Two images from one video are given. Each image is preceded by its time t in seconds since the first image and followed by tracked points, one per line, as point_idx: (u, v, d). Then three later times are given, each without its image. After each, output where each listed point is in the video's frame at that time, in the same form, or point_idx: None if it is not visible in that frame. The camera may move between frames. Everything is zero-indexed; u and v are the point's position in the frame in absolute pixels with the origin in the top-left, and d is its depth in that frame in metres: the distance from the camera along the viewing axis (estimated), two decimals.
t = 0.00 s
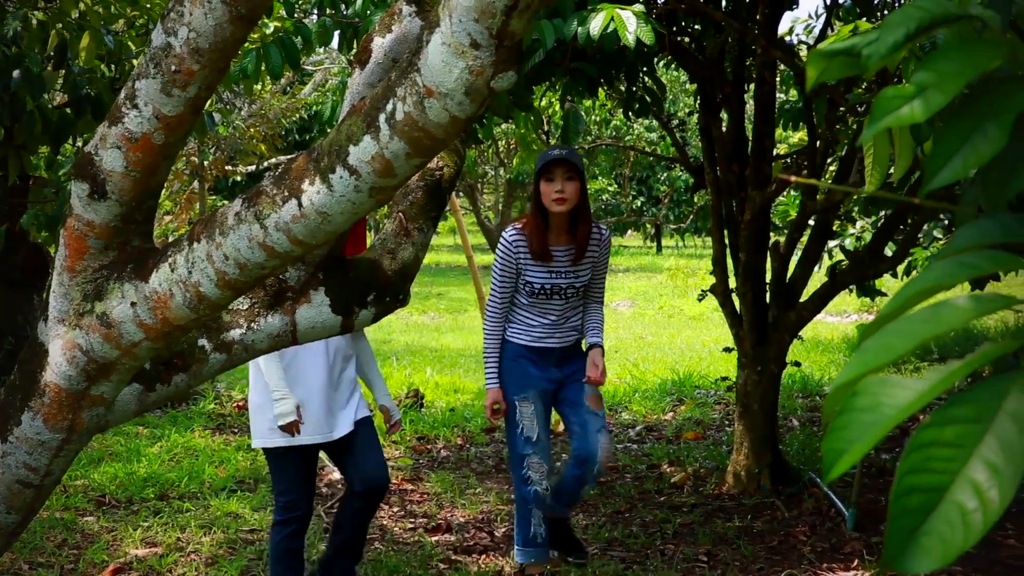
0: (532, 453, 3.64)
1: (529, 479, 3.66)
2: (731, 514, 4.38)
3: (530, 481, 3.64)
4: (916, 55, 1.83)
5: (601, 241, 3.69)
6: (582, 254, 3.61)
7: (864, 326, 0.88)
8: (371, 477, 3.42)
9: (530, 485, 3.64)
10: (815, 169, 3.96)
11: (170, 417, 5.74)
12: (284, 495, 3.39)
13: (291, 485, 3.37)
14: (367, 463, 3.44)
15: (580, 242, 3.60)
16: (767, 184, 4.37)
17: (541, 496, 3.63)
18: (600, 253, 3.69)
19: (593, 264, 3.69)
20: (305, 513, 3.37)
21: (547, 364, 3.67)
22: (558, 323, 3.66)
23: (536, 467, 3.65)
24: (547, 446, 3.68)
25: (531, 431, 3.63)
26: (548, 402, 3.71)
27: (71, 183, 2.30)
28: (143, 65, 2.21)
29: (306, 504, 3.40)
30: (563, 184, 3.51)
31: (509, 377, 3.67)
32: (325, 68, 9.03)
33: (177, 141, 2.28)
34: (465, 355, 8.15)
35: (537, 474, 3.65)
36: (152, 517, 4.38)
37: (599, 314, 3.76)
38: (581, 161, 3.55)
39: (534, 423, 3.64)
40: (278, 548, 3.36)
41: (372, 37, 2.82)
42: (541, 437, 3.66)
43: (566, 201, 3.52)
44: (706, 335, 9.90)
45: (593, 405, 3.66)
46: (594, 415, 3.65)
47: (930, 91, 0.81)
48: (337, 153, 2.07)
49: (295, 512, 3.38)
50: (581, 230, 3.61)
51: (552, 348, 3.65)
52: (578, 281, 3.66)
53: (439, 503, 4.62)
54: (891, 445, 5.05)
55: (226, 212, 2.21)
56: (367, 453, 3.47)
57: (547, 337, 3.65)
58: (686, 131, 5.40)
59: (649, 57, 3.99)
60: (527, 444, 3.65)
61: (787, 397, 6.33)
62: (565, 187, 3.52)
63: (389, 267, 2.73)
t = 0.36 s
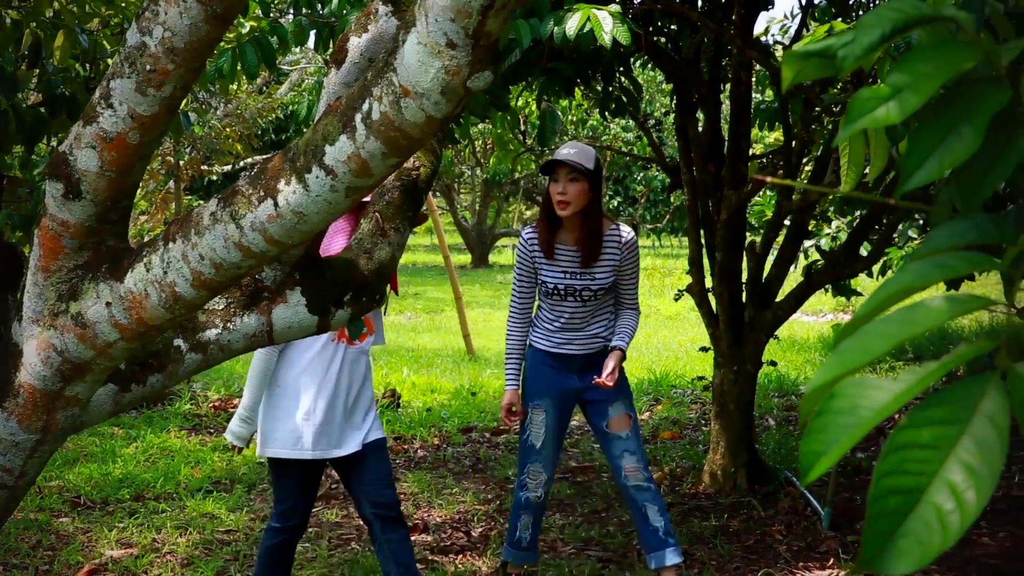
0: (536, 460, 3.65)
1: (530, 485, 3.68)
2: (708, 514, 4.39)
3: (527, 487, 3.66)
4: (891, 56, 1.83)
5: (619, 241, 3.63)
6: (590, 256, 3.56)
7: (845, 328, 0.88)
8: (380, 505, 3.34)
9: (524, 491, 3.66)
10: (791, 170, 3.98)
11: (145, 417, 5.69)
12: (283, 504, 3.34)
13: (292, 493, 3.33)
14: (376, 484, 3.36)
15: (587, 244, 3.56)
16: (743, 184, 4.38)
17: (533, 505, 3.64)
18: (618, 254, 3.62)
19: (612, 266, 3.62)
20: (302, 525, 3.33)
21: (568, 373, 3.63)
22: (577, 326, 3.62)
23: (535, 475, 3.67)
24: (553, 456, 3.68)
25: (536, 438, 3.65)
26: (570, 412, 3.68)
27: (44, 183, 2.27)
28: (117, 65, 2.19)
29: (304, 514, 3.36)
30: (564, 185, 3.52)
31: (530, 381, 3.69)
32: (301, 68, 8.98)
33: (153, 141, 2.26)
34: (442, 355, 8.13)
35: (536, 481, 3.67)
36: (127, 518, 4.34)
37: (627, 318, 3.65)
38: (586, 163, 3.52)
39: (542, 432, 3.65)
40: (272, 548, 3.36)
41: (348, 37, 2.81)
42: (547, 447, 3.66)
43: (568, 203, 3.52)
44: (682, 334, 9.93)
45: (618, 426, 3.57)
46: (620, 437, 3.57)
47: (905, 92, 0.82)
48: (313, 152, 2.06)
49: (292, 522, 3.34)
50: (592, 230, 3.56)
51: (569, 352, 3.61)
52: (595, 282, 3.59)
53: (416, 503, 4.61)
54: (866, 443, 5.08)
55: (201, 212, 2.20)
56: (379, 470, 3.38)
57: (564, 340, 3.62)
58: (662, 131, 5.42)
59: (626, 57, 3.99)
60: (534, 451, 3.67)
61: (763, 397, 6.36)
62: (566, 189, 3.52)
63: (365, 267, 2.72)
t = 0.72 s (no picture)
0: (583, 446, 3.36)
1: (582, 474, 3.35)
2: (687, 513, 4.39)
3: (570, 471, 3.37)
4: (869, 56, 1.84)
5: (673, 241, 3.35)
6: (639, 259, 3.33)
7: (823, 326, 0.89)
8: (410, 516, 3.20)
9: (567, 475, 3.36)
10: (770, 169, 3.99)
11: (123, 417, 5.64)
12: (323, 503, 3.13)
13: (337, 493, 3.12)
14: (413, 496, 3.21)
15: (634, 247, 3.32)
16: (723, 184, 4.39)
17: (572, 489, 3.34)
18: (674, 252, 3.34)
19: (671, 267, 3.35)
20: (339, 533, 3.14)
21: (620, 370, 3.34)
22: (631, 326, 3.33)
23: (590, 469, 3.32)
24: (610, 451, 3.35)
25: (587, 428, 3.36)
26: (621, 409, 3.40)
27: (22, 183, 2.24)
28: (95, 64, 2.19)
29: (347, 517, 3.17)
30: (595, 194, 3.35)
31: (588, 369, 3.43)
32: (280, 67, 8.94)
33: (131, 141, 2.26)
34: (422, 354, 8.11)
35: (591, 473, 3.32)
36: (106, 518, 4.30)
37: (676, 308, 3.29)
38: (621, 167, 3.32)
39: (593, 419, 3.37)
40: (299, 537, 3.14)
41: (327, 36, 2.79)
42: (601, 439, 3.34)
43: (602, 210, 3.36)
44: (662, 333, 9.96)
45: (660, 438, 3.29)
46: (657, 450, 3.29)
47: (883, 93, 0.81)
48: (292, 152, 2.05)
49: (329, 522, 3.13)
50: (638, 234, 3.31)
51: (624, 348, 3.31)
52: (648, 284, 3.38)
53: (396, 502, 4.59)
54: (844, 442, 5.11)
55: (180, 211, 2.18)
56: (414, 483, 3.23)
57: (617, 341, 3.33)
58: (641, 130, 5.43)
59: (605, 56, 3.99)
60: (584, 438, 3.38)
61: (742, 396, 6.38)
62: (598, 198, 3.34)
63: (344, 267, 2.73)
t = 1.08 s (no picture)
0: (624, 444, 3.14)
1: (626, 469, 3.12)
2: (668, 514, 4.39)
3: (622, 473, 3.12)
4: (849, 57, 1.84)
5: (685, 249, 3.13)
6: (650, 267, 3.12)
7: (804, 325, 0.89)
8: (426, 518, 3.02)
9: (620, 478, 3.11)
10: (751, 170, 4.00)
11: (103, 420, 5.59)
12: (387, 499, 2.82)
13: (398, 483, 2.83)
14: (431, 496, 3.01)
15: (646, 255, 3.10)
16: (703, 185, 4.40)
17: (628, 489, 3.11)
18: (687, 260, 3.12)
19: (682, 275, 3.13)
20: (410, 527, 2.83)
21: (638, 374, 3.18)
22: (642, 334, 3.11)
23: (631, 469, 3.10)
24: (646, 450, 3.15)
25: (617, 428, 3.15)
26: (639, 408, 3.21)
27: None
28: (74, 65, 2.27)
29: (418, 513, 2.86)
30: (608, 199, 3.11)
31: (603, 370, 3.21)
32: (261, 68, 8.89)
33: (109, 141, 2.34)
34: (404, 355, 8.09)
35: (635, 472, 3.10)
36: (85, 521, 4.26)
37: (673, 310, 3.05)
38: (633, 173, 3.04)
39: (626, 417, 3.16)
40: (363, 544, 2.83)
41: (308, 37, 2.78)
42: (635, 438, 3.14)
43: (613, 215, 3.13)
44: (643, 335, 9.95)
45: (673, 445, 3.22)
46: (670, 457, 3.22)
47: (861, 94, 0.82)
48: (273, 154, 2.10)
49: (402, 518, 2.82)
50: (651, 242, 3.09)
51: (636, 353, 3.15)
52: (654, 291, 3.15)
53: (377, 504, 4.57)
54: (824, 443, 5.13)
55: (160, 213, 2.22)
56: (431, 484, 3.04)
57: (637, 347, 3.14)
58: (622, 131, 5.43)
59: (586, 57, 3.99)
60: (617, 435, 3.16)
61: (723, 397, 6.40)
62: (610, 204, 3.11)
63: (324, 269, 2.90)
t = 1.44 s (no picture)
0: (628, 483, 3.06)
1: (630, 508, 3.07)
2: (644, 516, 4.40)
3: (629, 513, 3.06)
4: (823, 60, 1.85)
5: (682, 261, 2.96)
6: (645, 284, 2.96)
7: (779, 327, 0.89)
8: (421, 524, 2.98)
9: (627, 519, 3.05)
10: (726, 173, 4.02)
11: (76, 423, 5.53)
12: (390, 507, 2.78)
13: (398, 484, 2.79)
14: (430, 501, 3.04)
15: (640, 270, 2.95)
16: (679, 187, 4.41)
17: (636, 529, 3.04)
18: (685, 274, 2.95)
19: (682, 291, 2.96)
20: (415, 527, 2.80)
21: (641, 400, 3.06)
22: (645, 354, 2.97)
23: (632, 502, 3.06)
24: (649, 477, 3.08)
25: (619, 458, 3.07)
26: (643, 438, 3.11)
27: None
28: (47, 67, 2.26)
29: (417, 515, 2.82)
30: (601, 210, 2.98)
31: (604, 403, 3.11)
32: (236, 70, 8.84)
33: (83, 143, 2.34)
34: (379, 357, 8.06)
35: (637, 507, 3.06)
36: (58, 524, 4.21)
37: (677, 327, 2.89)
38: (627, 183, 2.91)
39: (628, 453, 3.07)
40: (404, 566, 2.76)
41: (283, 39, 2.76)
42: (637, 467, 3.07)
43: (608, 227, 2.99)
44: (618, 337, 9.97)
45: (678, 472, 3.10)
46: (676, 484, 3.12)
47: (835, 97, 0.82)
48: (247, 155, 2.08)
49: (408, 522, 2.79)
50: (644, 256, 2.94)
51: (638, 377, 3.01)
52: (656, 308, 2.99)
53: (353, 506, 4.55)
54: (799, 445, 5.16)
55: (134, 214, 2.20)
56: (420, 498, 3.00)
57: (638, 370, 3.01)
58: (597, 134, 5.44)
59: (561, 59, 3.99)
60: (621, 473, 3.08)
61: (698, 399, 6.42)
62: (603, 215, 2.97)
63: (300, 271, 2.90)
